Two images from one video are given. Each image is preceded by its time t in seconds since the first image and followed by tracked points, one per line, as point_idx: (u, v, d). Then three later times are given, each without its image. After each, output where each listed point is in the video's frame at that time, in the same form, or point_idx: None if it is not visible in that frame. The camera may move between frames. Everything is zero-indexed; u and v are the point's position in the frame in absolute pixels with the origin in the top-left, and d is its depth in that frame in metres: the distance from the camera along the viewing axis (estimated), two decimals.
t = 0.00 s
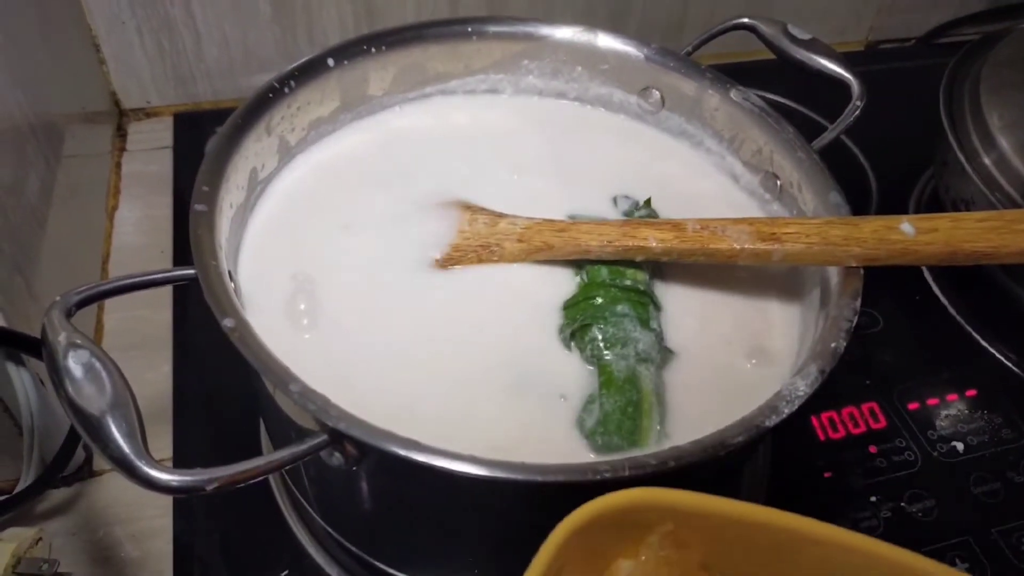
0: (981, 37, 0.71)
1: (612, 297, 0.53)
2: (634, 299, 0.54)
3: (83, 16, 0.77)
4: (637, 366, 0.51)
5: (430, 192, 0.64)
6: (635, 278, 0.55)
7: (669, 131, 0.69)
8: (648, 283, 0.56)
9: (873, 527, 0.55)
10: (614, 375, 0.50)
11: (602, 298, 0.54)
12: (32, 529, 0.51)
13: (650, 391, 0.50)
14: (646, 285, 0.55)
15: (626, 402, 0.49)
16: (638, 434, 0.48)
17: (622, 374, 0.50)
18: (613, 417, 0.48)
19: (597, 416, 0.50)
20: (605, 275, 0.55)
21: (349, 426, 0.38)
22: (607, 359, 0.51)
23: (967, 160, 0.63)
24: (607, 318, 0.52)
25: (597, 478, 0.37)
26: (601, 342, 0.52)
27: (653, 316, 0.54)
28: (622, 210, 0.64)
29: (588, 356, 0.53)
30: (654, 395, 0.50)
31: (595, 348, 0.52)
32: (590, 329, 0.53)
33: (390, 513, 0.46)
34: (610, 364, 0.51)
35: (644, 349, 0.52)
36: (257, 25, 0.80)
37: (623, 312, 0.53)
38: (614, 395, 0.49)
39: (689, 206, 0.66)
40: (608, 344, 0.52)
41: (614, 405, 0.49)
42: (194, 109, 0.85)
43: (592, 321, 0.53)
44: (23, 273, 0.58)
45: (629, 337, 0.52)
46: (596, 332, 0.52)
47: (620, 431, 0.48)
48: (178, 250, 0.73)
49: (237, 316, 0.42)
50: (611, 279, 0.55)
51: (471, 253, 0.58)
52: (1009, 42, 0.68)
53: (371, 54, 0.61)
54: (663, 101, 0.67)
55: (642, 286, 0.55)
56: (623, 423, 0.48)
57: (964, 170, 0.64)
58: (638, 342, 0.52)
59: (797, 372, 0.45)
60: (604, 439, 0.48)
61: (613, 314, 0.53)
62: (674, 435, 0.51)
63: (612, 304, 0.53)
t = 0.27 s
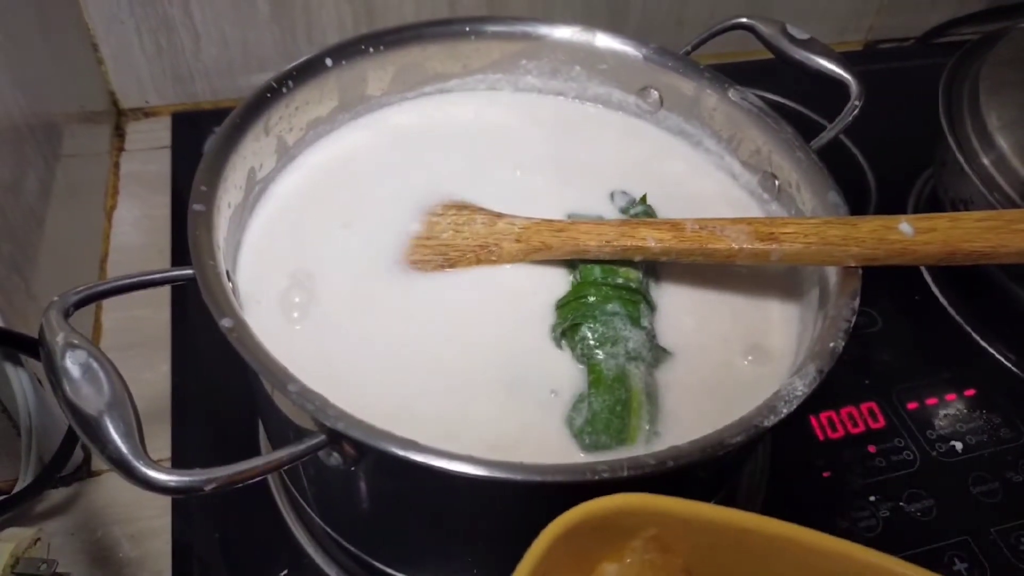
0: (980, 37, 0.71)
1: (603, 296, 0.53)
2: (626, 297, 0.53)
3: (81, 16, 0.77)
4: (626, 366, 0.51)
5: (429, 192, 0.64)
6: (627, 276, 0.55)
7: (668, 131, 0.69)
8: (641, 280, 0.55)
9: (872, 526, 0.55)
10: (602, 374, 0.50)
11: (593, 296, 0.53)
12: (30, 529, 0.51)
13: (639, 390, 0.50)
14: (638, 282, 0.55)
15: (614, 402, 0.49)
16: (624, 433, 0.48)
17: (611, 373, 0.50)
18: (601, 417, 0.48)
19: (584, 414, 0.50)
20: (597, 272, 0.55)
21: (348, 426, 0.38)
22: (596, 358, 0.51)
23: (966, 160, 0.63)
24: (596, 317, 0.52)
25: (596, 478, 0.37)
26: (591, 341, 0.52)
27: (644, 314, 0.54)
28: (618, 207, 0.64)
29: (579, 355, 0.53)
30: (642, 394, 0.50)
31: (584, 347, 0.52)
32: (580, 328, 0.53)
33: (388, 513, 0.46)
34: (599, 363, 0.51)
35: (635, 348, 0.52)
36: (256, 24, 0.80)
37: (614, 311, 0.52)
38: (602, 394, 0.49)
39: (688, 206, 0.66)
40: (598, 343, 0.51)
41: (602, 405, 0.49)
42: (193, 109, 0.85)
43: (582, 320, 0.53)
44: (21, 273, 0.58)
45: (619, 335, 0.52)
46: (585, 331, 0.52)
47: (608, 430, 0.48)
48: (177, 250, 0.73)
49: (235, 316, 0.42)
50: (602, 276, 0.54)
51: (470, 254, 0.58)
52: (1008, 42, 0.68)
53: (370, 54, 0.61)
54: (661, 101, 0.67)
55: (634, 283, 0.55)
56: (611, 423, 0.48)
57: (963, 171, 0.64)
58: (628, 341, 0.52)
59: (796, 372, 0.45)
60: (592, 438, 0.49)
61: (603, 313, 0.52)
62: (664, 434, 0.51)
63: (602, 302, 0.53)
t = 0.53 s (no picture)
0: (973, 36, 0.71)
1: (593, 297, 0.53)
2: (616, 297, 0.53)
3: (73, 15, 0.77)
4: (615, 366, 0.50)
5: (421, 191, 0.64)
6: (617, 276, 0.55)
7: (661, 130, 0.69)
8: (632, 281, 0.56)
9: (864, 524, 0.55)
10: (590, 374, 0.50)
11: (583, 296, 0.53)
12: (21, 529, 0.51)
13: (627, 391, 0.50)
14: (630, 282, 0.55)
15: (602, 402, 0.49)
16: (612, 434, 0.48)
17: (599, 374, 0.50)
18: (589, 417, 0.48)
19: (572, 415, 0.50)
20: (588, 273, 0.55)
21: (338, 425, 0.38)
22: (585, 358, 0.51)
23: (958, 158, 0.63)
24: (585, 317, 0.52)
25: (586, 477, 0.37)
26: (580, 341, 0.52)
27: (633, 314, 0.54)
28: (612, 208, 0.64)
29: (567, 355, 0.53)
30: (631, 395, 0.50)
31: (573, 347, 0.52)
32: (569, 329, 0.53)
33: (380, 513, 0.46)
34: (587, 364, 0.51)
35: (623, 348, 0.52)
36: (249, 23, 0.80)
37: (603, 311, 0.52)
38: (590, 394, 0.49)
39: (680, 204, 0.66)
40: (586, 343, 0.51)
41: (590, 405, 0.49)
42: (186, 108, 0.85)
43: (571, 320, 0.53)
44: (12, 273, 0.58)
45: (608, 336, 0.52)
46: (574, 331, 0.52)
47: (596, 430, 0.48)
48: (170, 250, 0.73)
49: (226, 315, 0.41)
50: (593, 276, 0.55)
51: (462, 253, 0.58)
52: (1000, 41, 0.68)
53: (362, 52, 0.61)
54: (653, 100, 0.67)
55: (625, 284, 0.55)
56: (599, 423, 0.48)
57: (955, 169, 0.64)
58: (617, 341, 0.52)
59: (786, 370, 0.45)
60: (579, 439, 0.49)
61: (593, 313, 0.52)
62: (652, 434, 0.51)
63: (592, 302, 0.53)
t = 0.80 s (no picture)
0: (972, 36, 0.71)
1: (588, 298, 0.53)
2: (610, 298, 0.54)
3: (72, 17, 0.77)
4: (610, 367, 0.51)
5: (420, 192, 0.64)
6: (612, 277, 0.55)
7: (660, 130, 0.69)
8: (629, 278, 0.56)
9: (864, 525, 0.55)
10: (585, 376, 0.50)
11: (577, 296, 0.54)
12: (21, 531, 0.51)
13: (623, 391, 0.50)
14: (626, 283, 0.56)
15: (598, 403, 0.49)
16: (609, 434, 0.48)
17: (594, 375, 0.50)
18: (585, 418, 0.48)
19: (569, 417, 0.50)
20: (583, 274, 0.55)
21: (337, 427, 0.38)
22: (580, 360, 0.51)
23: (956, 158, 0.63)
24: (580, 318, 0.52)
25: (586, 478, 0.37)
26: (576, 341, 0.52)
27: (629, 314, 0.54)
28: (611, 207, 0.64)
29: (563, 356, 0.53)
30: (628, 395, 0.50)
31: (570, 349, 0.52)
32: (564, 330, 0.53)
33: (379, 514, 0.46)
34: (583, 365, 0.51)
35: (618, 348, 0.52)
36: (248, 24, 0.80)
37: (598, 312, 0.53)
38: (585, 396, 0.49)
39: (680, 205, 0.66)
40: (581, 344, 0.52)
41: (587, 406, 0.49)
42: (185, 109, 0.85)
43: (565, 321, 0.53)
44: (12, 275, 0.58)
45: (601, 336, 0.52)
46: (569, 333, 0.52)
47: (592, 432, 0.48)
48: (169, 251, 0.73)
49: (225, 317, 0.41)
50: (585, 275, 0.55)
51: (462, 253, 0.58)
52: (999, 41, 0.68)
53: (361, 54, 0.61)
54: (652, 101, 0.67)
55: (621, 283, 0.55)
56: (595, 424, 0.48)
57: (954, 169, 0.64)
58: (612, 342, 0.52)
59: (785, 371, 0.45)
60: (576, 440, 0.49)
61: (586, 314, 0.53)
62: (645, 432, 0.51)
63: (586, 303, 0.53)
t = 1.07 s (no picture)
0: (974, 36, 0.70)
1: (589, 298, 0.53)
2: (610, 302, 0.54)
3: (75, 20, 0.77)
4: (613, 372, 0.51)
5: (422, 194, 0.64)
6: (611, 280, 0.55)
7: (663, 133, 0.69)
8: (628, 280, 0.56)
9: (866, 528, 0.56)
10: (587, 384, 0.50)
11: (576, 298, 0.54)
12: (25, 534, 0.51)
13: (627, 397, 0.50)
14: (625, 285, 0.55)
15: (603, 409, 0.49)
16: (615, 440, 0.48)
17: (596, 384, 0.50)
18: (591, 425, 0.48)
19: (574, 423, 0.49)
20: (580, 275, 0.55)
21: (341, 431, 0.38)
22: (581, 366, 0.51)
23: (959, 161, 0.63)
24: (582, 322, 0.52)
25: (589, 483, 0.37)
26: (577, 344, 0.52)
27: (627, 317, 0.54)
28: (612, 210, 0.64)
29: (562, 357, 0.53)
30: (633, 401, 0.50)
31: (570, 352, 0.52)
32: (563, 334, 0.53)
33: (383, 517, 0.46)
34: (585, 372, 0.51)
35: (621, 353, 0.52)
36: (251, 27, 0.80)
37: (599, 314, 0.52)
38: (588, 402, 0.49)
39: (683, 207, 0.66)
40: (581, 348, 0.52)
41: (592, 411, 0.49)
42: (188, 112, 0.85)
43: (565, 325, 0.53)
44: (16, 278, 0.58)
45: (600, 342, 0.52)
46: (572, 337, 0.52)
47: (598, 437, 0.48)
48: (172, 254, 0.73)
49: (229, 321, 0.41)
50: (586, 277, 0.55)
51: (466, 254, 0.60)
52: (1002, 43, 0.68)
53: (364, 57, 0.61)
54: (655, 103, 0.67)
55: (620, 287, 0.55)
56: (600, 430, 0.48)
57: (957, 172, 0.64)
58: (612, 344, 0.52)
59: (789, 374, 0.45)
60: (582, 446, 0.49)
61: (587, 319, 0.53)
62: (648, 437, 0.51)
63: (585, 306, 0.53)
